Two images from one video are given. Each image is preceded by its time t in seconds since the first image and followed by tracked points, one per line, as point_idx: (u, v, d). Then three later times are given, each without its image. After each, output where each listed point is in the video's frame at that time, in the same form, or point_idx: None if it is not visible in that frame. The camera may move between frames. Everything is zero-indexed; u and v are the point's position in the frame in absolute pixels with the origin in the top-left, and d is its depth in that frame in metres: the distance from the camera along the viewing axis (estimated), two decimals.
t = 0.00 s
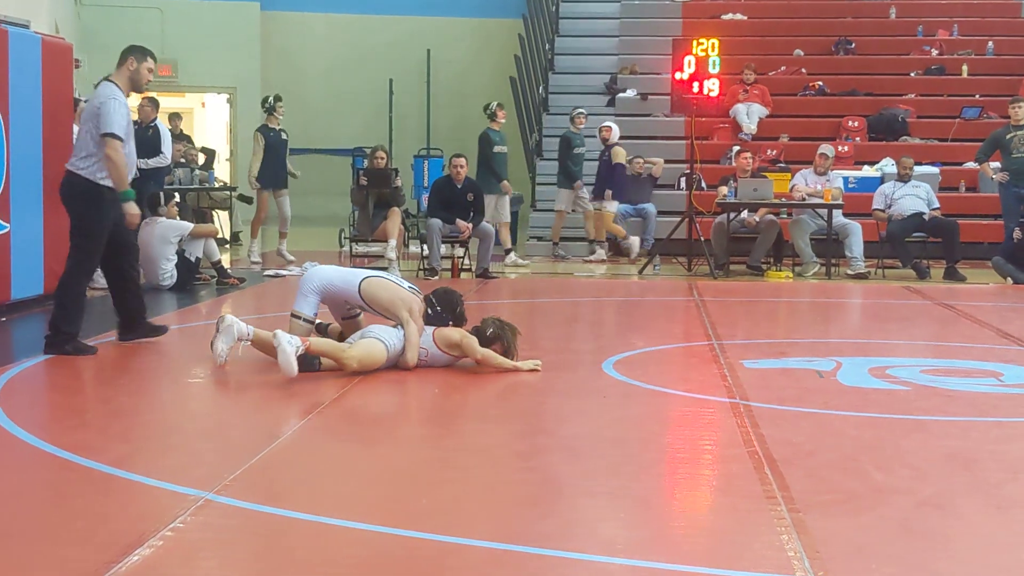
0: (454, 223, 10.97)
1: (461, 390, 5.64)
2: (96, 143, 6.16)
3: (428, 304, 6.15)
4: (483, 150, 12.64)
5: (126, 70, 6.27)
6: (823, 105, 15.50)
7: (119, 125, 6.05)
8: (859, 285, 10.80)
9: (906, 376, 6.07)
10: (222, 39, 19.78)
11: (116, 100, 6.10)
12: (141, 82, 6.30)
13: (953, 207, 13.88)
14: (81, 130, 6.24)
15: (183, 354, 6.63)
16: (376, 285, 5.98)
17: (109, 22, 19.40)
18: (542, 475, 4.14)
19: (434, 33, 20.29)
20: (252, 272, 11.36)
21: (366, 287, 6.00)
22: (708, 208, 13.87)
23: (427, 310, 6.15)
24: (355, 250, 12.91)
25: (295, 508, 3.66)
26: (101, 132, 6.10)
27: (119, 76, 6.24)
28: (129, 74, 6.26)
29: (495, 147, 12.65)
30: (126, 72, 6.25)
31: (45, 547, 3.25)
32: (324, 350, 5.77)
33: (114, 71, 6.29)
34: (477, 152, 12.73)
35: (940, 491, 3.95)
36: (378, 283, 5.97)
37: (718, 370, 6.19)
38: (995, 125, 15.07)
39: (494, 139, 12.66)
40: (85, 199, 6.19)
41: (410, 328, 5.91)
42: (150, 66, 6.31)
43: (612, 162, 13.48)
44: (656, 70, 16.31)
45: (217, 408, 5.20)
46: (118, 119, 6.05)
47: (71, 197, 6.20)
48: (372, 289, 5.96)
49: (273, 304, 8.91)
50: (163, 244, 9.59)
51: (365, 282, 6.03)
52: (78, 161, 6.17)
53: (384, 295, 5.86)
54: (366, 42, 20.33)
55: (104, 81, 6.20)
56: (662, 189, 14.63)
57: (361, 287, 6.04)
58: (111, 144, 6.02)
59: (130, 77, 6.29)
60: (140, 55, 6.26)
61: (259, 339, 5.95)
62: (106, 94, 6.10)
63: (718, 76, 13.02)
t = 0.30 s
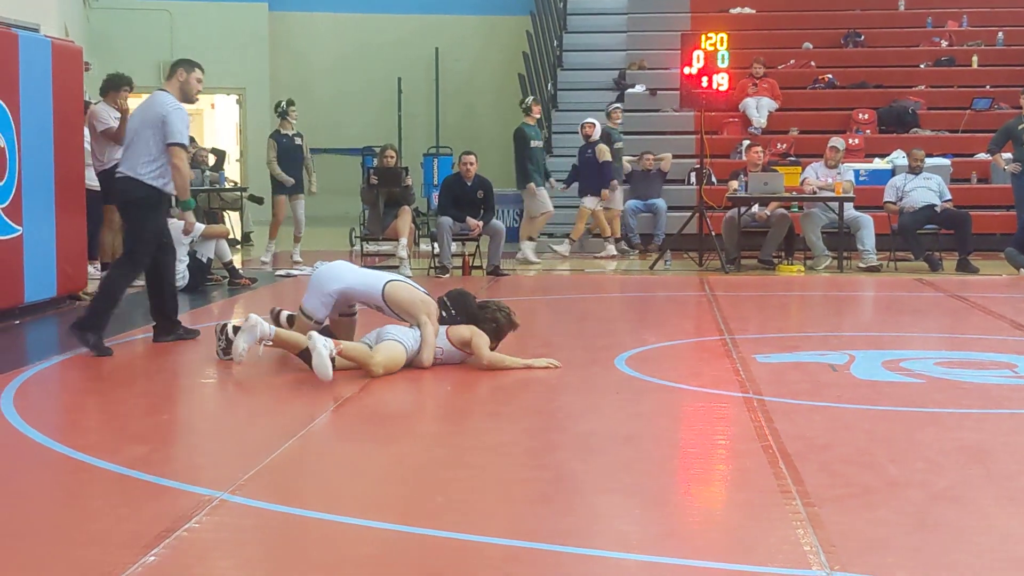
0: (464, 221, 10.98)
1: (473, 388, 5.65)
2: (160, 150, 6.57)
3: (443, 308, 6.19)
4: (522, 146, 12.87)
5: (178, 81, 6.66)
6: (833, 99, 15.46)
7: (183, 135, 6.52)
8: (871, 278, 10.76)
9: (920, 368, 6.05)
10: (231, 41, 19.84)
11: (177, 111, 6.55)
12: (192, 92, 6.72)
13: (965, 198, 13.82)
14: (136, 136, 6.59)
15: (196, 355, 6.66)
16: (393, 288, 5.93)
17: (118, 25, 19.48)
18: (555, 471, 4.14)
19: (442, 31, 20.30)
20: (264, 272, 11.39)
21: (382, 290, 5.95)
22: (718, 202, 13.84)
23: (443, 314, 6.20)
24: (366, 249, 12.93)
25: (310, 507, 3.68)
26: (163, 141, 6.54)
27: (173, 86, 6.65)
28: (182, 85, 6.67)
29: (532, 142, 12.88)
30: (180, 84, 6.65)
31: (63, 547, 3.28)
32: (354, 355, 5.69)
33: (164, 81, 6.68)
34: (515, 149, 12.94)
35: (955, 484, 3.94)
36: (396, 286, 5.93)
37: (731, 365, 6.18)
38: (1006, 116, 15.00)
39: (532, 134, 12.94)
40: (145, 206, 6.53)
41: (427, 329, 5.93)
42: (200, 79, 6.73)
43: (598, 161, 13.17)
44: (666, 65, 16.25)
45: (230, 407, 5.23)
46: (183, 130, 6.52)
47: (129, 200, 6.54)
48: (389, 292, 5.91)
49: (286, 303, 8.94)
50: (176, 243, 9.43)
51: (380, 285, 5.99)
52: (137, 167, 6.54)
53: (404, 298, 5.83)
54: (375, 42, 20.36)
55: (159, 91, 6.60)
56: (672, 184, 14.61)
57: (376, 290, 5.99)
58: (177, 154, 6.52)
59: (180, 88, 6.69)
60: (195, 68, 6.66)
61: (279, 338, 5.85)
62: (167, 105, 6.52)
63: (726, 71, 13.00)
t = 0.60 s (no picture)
0: (474, 220, 10.98)
1: (484, 387, 5.66)
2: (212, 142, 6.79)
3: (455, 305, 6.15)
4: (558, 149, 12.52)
5: (226, 76, 6.96)
6: (843, 97, 15.42)
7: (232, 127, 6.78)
8: (882, 276, 10.74)
9: (931, 366, 6.05)
10: (240, 41, 19.88)
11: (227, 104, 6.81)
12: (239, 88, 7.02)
13: (975, 196, 13.78)
14: (186, 129, 6.83)
15: (206, 354, 6.69)
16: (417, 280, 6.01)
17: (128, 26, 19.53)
18: (566, 470, 4.16)
19: (451, 31, 20.33)
20: (275, 271, 11.41)
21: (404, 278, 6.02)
22: (728, 201, 13.83)
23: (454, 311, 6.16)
24: (376, 249, 12.95)
25: (321, 506, 3.70)
26: (213, 133, 6.78)
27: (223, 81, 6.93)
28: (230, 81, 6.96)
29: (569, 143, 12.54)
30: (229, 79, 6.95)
31: (76, 547, 3.31)
32: (364, 359, 5.72)
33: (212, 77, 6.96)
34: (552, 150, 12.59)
35: (967, 482, 3.94)
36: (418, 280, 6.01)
37: (741, 363, 6.19)
38: (1017, 113, 14.96)
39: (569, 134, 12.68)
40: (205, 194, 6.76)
41: (440, 325, 5.93)
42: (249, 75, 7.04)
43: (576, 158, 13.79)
44: (675, 64, 16.23)
45: (241, 407, 5.25)
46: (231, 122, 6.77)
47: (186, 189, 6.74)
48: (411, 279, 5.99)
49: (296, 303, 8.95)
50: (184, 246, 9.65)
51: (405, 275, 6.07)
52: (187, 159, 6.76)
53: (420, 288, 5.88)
54: (384, 41, 20.40)
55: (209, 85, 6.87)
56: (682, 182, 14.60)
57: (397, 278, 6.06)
58: (227, 147, 6.76)
59: (227, 83, 6.98)
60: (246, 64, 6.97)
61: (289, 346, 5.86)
62: (218, 99, 6.79)
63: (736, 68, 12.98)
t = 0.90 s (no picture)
0: (481, 219, 11.00)
1: (491, 386, 5.67)
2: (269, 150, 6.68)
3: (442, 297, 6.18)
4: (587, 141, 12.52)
5: (283, 83, 6.78)
6: (850, 94, 15.41)
7: (289, 138, 6.62)
8: (889, 273, 10.74)
9: (938, 363, 6.05)
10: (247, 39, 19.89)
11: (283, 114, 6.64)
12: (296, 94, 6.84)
13: (982, 193, 13.75)
14: (243, 134, 6.74)
15: (213, 353, 6.70)
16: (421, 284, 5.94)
17: (134, 25, 19.59)
18: (573, 468, 4.16)
19: (458, 29, 20.33)
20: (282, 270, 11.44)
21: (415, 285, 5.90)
22: (736, 198, 13.85)
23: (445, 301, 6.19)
24: (383, 247, 12.99)
25: (328, 505, 3.71)
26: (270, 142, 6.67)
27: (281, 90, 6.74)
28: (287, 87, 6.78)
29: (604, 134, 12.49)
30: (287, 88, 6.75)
31: (84, 546, 3.32)
32: (374, 356, 5.67)
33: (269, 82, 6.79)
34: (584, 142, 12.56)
35: (974, 479, 3.94)
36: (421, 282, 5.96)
37: (748, 361, 6.19)
38: None
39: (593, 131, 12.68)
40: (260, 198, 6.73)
41: (444, 324, 5.93)
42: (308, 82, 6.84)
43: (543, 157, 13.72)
44: (681, 61, 16.25)
45: (248, 405, 5.27)
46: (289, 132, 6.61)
47: (247, 195, 6.72)
48: (421, 286, 5.89)
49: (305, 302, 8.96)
50: (192, 243, 9.73)
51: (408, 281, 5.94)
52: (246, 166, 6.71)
53: (428, 295, 5.80)
54: (390, 40, 20.42)
55: (267, 93, 6.70)
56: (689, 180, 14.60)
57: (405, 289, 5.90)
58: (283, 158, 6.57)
59: (284, 90, 6.81)
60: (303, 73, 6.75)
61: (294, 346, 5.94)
62: (274, 108, 6.63)
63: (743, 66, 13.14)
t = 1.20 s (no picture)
0: (486, 216, 11.00)
1: (496, 383, 5.68)
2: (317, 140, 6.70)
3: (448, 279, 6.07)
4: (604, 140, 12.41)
5: (332, 75, 6.78)
6: (854, 91, 15.40)
7: (338, 124, 6.62)
8: (893, 271, 10.73)
9: (943, 360, 6.05)
10: (251, 36, 19.92)
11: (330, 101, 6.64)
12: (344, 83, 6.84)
13: (987, 189, 13.74)
14: (295, 124, 6.78)
15: (219, 351, 6.72)
16: (412, 278, 5.90)
17: (138, 23, 19.61)
18: (579, 465, 4.18)
19: (462, 26, 20.32)
20: (286, 268, 11.45)
21: (405, 282, 5.87)
22: (741, 195, 13.84)
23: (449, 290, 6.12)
24: (388, 244, 13.00)
25: (334, 502, 3.73)
26: (319, 131, 6.66)
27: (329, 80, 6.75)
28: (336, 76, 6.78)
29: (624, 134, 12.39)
30: (335, 77, 6.75)
31: (91, 544, 3.34)
32: (374, 357, 5.73)
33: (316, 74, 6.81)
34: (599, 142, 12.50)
35: (979, 476, 3.95)
36: (412, 276, 5.91)
37: (753, 358, 6.20)
38: None
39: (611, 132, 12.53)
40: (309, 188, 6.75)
41: (444, 318, 5.91)
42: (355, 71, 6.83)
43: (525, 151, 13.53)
44: (686, 59, 16.24)
45: (254, 403, 5.29)
46: (337, 119, 6.61)
47: (297, 184, 6.75)
48: (410, 283, 5.85)
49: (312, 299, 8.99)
50: (197, 241, 9.73)
51: (399, 277, 5.92)
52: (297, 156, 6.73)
53: (422, 290, 5.79)
54: (394, 38, 20.42)
55: (314, 83, 6.72)
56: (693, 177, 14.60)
57: (395, 286, 5.88)
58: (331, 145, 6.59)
59: (335, 81, 6.81)
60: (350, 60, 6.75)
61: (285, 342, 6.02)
62: (320, 97, 6.63)
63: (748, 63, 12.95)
